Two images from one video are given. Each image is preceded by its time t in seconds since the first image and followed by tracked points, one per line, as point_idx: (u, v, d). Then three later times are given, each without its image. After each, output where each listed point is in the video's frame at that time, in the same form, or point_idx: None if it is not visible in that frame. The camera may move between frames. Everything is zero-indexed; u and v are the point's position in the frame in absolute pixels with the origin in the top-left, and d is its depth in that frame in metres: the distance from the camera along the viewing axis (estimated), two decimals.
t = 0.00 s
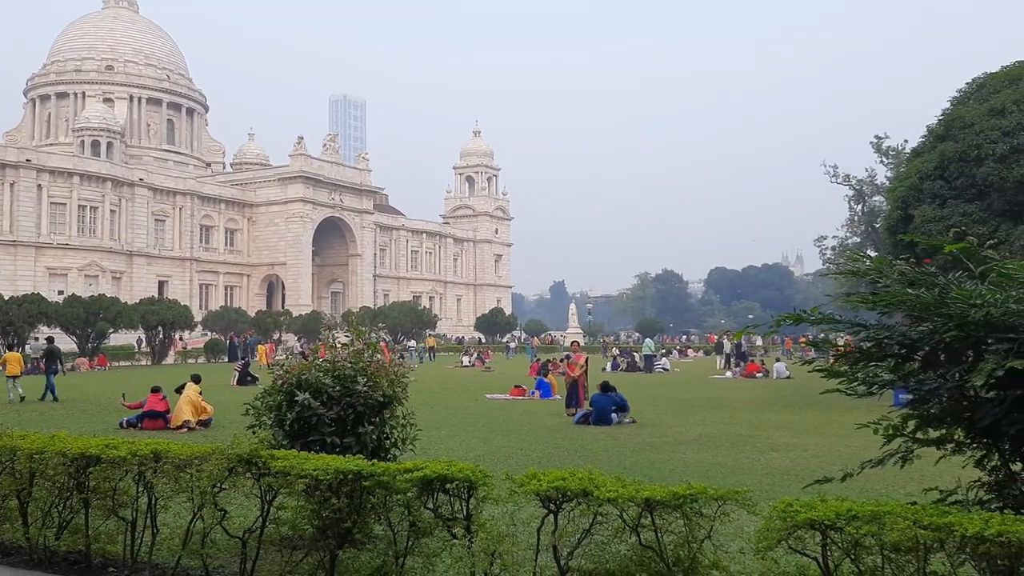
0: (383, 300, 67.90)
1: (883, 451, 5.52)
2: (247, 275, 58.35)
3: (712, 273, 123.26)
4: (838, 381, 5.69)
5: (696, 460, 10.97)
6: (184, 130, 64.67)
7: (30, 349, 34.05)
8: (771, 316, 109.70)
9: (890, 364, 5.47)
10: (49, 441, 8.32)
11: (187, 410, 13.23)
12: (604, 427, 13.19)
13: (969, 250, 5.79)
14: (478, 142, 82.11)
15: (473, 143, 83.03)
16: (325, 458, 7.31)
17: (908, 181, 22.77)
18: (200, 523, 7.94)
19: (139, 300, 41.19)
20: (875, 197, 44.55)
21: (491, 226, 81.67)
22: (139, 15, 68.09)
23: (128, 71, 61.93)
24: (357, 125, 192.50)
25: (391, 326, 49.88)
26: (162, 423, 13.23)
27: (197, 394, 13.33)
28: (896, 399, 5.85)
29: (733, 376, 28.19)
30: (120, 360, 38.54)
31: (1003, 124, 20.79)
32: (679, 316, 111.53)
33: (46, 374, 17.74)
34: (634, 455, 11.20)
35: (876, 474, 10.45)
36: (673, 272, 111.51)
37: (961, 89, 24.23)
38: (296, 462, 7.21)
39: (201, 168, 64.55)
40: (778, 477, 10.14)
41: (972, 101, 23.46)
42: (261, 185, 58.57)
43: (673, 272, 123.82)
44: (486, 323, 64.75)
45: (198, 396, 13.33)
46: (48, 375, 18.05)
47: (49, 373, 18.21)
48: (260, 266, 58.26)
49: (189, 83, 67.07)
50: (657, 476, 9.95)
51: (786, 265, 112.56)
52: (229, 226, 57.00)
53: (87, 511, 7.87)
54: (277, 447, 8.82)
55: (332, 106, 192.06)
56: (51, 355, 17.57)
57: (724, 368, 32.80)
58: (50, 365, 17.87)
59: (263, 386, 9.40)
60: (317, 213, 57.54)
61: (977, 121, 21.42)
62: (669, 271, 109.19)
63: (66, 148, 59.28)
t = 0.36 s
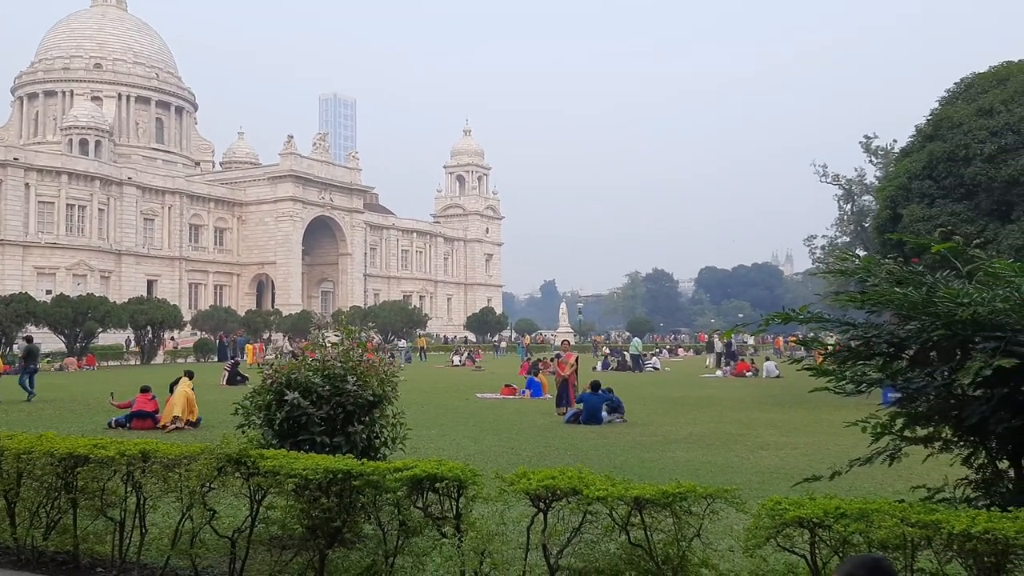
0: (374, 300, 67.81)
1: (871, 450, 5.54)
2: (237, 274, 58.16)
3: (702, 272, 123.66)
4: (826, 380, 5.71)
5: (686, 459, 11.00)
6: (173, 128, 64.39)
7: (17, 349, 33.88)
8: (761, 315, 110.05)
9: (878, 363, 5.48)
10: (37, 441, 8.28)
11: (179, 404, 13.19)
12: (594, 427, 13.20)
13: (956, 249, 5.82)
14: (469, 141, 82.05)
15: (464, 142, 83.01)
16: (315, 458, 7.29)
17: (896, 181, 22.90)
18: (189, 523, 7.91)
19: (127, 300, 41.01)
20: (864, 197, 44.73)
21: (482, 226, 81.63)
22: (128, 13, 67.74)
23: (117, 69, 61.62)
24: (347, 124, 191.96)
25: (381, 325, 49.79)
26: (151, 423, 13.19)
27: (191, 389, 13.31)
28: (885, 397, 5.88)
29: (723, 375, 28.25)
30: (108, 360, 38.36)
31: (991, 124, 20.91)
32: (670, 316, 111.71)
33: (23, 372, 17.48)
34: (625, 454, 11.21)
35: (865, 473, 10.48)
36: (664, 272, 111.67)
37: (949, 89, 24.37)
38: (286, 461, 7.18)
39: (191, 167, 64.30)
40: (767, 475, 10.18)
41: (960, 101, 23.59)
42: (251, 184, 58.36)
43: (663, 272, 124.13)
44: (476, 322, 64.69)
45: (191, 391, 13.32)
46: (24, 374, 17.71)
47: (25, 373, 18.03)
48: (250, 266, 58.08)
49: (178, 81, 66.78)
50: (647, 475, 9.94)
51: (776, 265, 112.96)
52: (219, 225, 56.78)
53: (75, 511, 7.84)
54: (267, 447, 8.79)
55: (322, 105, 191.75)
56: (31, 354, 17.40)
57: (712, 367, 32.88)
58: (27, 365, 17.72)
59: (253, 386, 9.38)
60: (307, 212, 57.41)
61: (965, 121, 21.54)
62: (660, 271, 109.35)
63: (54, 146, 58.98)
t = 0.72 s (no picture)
0: (367, 299, 67.74)
1: (864, 449, 5.56)
2: (230, 273, 58.05)
3: (695, 271, 123.81)
4: (819, 378, 5.74)
5: (679, 457, 11.03)
6: (166, 127, 64.20)
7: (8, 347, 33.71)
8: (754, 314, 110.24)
9: (870, 361, 5.51)
10: (29, 440, 8.24)
11: (170, 400, 13.09)
12: (586, 425, 13.23)
13: (949, 248, 5.86)
14: (462, 140, 82.07)
15: (457, 141, 82.98)
16: (309, 457, 7.29)
17: (888, 180, 22.99)
18: (183, 522, 7.90)
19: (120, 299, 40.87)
20: (857, 196, 44.85)
21: (475, 225, 81.63)
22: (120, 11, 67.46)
23: (109, 67, 61.38)
24: (341, 123, 191.57)
25: (375, 324, 49.78)
26: (144, 424, 13.17)
27: (183, 383, 13.16)
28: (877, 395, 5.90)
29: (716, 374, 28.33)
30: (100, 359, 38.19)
31: (983, 124, 21.03)
32: (663, 315, 111.84)
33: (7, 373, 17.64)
34: (617, 452, 11.26)
35: (857, 471, 10.55)
36: (657, 270, 111.77)
37: (941, 89, 24.49)
38: (280, 459, 7.19)
39: (183, 166, 64.12)
40: (760, 473, 10.23)
41: (952, 100, 23.69)
42: (244, 183, 58.22)
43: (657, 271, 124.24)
44: (470, 322, 64.61)
45: (184, 384, 13.20)
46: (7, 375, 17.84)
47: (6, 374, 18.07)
48: (243, 264, 57.98)
49: (171, 79, 66.55)
50: (640, 473, 9.98)
51: (769, 264, 113.29)
52: (212, 224, 56.60)
53: (68, 510, 7.83)
54: (261, 446, 8.77)
55: (316, 102, 191.43)
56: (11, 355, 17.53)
57: (705, 366, 32.98)
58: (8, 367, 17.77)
59: (247, 385, 9.36)
60: (300, 210, 57.34)
61: (957, 121, 21.64)
62: (652, 271, 109.57)
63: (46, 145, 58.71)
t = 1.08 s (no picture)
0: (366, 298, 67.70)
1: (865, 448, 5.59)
2: (229, 272, 58.03)
3: (695, 270, 123.89)
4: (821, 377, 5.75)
5: (680, 456, 11.05)
6: (165, 126, 64.14)
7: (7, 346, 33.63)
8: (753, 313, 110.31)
9: (871, 360, 5.52)
10: (29, 439, 8.24)
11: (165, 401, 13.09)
12: (586, 424, 13.25)
13: (948, 246, 5.90)
14: (461, 139, 82.08)
15: (457, 140, 82.92)
16: (310, 456, 7.29)
17: (888, 179, 23.02)
18: (184, 521, 7.92)
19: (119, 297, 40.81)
20: (856, 195, 44.90)
21: (475, 224, 81.65)
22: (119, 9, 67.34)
23: (108, 67, 61.31)
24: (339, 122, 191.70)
25: (374, 323, 49.78)
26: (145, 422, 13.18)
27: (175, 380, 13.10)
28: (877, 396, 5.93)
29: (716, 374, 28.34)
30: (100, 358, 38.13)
31: (983, 123, 21.05)
32: (662, 313, 111.88)
33: None
34: (617, 451, 11.29)
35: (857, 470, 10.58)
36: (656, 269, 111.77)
37: (940, 88, 24.52)
38: (280, 458, 7.20)
39: (183, 165, 64.07)
40: (760, 472, 10.26)
41: (952, 99, 23.73)
42: (243, 182, 58.20)
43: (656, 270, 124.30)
44: (469, 320, 64.58)
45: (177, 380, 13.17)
46: None
47: None
48: (243, 263, 57.97)
49: (170, 78, 66.46)
50: (640, 472, 10.00)
51: (768, 263, 113.39)
52: (211, 223, 56.53)
53: (69, 509, 7.84)
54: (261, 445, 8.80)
55: (315, 102, 191.54)
56: None
57: (705, 365, 33.02)
58: None
59: (247, 383, 9.36)
60: (300, 209, 57.35)
61: (956, 120, 21.69)
62: (651, 270, 109.58)
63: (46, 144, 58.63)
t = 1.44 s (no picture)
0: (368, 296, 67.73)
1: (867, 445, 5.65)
2: (231, 270, 58.06)
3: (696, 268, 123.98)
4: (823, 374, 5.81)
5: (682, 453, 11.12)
6: (168, 124, 64.12)
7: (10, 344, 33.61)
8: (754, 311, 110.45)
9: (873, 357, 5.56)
10: (33, 437, 8.25)
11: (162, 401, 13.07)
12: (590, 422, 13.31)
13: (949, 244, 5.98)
14: (463, 137, 82.10)
15: (458, 138, 82.93)
16: (314, 453, 7.33)
17: (890, 177, 23.07)
18: (188, 518, 7.94)
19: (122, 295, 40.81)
20: (859, 193, 44.98)
21: (476, 222, 81.67)
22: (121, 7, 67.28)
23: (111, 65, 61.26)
24: (341, 121, 191.78)
25: (377, 321, 49.80)
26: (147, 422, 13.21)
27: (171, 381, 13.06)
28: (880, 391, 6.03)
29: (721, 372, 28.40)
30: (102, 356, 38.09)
31: (985, 120, 21.13)
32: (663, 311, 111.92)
33: None
34: (619, 448, 11.36)
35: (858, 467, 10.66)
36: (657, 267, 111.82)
37: (943, 85, 24.56)
38: (285, 456, 7.23)
39: (185, 163, 64.04)
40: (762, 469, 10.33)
41: (954, 96, 23.80)
42: (244, 180, 58.20)
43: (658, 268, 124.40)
44: (471, 318, 64.54)
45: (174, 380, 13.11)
46: None
47: None
48: (245, 262, 57.99)
49: (173, 76, 66.42)
50: (643, 469, 10.08)
51: (769, 260, 113.47)
52: (213, 222, 56.51)
53: (73, 507, 7.85)
54: (264, 443, 8.81)
55: (317, 100, 191.49)
56: None
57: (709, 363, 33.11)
58: None
59: (251, 381, 9.38)
60: (301, 208, 57.37)
61: (958, 117, 21.76)
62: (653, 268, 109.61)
63: (49, 143, 58.61)
